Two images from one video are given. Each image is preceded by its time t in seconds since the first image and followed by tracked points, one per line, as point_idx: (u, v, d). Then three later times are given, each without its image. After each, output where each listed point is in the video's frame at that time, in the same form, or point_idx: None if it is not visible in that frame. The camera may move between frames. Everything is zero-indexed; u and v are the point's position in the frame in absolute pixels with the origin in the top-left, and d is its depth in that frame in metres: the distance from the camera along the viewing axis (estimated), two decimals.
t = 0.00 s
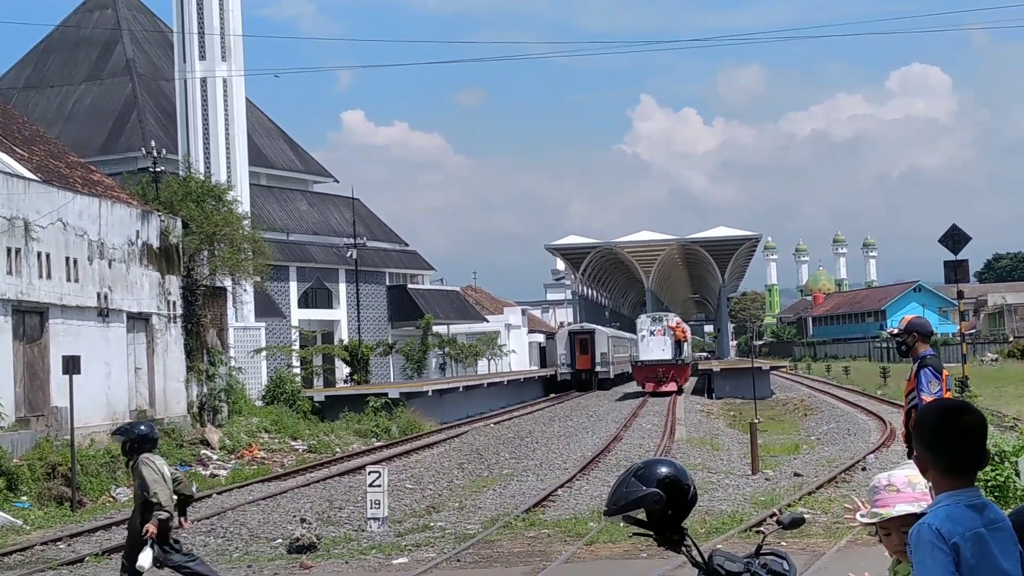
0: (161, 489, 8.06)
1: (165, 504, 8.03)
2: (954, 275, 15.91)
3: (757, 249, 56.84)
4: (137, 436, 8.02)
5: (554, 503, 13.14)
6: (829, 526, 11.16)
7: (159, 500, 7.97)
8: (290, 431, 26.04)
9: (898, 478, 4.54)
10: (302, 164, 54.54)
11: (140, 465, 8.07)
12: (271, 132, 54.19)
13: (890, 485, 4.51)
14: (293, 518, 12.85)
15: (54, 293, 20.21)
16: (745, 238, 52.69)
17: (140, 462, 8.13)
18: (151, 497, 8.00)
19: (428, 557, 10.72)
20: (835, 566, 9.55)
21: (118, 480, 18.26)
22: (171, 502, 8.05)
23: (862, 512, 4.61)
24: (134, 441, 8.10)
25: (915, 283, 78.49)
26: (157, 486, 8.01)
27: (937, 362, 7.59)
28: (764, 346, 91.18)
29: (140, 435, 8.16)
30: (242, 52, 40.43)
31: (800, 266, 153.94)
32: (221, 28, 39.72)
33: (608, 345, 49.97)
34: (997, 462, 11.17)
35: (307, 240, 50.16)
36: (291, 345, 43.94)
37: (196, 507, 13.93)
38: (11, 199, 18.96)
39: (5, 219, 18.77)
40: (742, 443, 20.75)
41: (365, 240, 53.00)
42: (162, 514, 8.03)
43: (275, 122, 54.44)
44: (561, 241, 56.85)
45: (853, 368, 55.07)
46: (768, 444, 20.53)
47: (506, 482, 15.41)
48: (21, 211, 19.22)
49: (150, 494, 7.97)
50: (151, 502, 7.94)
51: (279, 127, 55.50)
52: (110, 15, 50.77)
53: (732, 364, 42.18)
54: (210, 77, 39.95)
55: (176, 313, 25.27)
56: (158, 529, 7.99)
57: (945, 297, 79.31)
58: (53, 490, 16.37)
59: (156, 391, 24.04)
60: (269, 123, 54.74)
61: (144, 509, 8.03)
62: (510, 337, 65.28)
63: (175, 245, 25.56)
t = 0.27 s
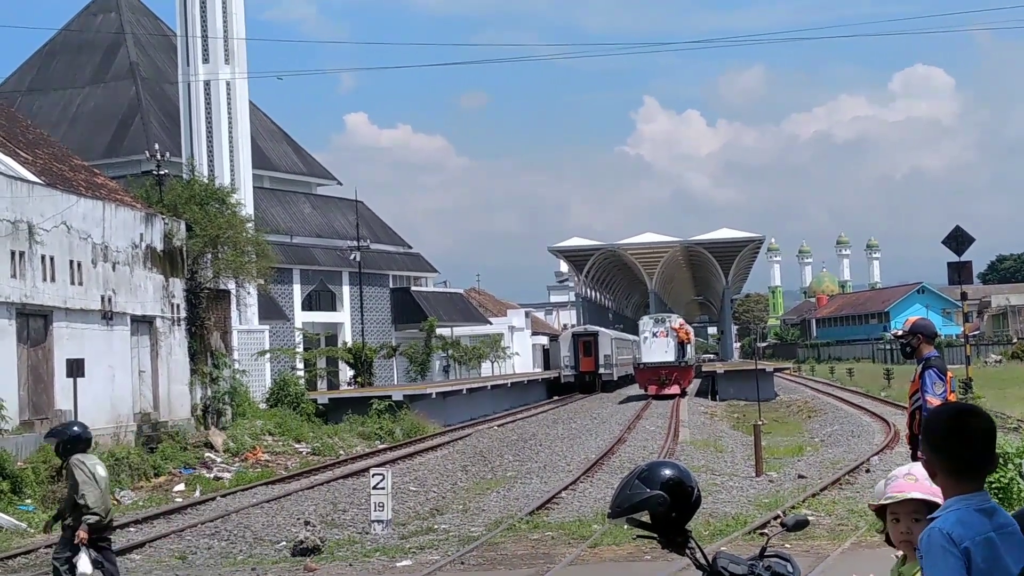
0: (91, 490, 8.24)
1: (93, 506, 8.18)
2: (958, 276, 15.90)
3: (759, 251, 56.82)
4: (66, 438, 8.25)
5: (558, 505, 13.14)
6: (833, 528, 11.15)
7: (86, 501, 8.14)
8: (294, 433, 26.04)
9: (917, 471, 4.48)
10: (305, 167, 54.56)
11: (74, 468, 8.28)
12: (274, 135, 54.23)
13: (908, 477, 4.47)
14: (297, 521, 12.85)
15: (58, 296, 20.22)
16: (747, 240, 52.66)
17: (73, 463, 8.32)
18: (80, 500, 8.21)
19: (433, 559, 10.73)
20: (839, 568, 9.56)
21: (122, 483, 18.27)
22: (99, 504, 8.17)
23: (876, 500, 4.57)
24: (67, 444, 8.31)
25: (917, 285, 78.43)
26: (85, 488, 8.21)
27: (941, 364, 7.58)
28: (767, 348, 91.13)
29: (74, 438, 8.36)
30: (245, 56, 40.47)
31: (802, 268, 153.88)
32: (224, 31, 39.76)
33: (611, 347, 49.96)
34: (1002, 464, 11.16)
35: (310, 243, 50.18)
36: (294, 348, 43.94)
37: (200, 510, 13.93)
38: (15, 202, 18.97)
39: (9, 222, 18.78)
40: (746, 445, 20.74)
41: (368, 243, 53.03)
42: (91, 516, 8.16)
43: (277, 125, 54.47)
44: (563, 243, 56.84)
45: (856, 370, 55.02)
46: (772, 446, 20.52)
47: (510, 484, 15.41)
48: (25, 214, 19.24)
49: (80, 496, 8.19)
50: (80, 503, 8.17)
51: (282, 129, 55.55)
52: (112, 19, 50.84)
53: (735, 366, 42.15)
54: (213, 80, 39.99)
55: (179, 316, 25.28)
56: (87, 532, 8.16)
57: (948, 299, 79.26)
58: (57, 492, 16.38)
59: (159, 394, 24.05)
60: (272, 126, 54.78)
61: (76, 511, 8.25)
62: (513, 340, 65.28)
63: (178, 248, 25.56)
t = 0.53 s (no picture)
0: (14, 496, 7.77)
1: (19, 513, 7.76)
2: (958, 276, 15.89)
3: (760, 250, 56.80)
4: None
5: (559, 505, 13.14)
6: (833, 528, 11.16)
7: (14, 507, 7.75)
8: (294, 433, 26.05)
9: (924, 470, 4.47)
10: (305, 166, 54.54)
11: None
12: (274, 134, 54.22)
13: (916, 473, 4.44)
14: (297, 520, 12.86)
15: (59, 295, 20.22)
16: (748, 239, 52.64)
17: None
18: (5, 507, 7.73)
19: (433, 559, 10.73)
20: (839, 568, 9.57)
21: (123, 482, 18.27)
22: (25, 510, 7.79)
23: (877, 493, 4.52)
24: None
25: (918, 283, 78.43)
26: (12, 494, 7.74)
27: (942, 363, 7.58)
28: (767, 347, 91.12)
29: None
30: (246, 55, 40.46)
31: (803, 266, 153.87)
32: (225, 30, 39.75)
33: (611, 346, 49.95)
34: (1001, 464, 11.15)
35: (310, 241, 50.17)
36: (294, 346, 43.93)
37: (201, 509, 13.93)
38: (15, 201, 18.97)
39: (10, 221, 18.78)
40: (747, 445, 20.74)
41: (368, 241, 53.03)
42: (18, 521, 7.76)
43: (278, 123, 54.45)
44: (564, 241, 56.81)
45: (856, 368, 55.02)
46: (772, 445, 20.51)
47: (511, 484, 15.41)
48: (25, 213, 19.24)
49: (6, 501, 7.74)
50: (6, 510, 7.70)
51: (282, 128, 55.54)
52: (113, 17, 50.82)
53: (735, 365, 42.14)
54: (214, 79, 39.98)
55: (179, 314, 25.27)
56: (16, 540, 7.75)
57: (949, 298, 79.23)
58: (58, 492, 16.39)
59: (160, 392, 24.05)
60: (272, 124, 54.76)
61: None
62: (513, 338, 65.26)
63: (178, 247, 25.55)
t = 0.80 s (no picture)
0: None
1: None
2: (958, 274, 15.87)
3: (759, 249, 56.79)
4: None
5: (558, 504, 13.14)
6: (833, 526, 11.16)
7: None
8: (293, 431, 26.04)
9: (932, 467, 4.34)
10: (305, 164, 54.52)
11: None
12: (274, 132, 54.21)
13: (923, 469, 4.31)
14: (296, 519, 12.85)
15: (58, 294, 20.22)
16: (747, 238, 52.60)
17: None
18: None
19: (432, 557, 10.73)
20: (839, 568, 9.58)
21: (122, 481, 18.26)
22: None
23: (881, 487, 4.39)
24: None
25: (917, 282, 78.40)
26: None
27: (941, 363, 7.58)
28: (767, 346, 91.10)
29: None
30: (246, 53, 40.43)
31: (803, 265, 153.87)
32: (225, 28, 39.71)
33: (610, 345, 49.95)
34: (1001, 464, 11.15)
35: (309, 240, 50.15)
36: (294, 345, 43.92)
37: (201, 507, 13.93)
38: (15, 199, 18.96)
39: (9, 220, 18.77)
40: (746, 443, 20.73)
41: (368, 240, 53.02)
42: None
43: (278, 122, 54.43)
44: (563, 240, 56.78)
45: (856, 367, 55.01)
46: (772, 444, 20.50)
47: (510, 483, 15.41)
48: (25, 211, 19.24)
49: None
50: None
51: (282, 127, 55.53)
52: (112, 16, 50.80)
53: (735, 364, 42.13)
54: (213, 78, 39.96)
55: (179, 313, 25.27)
56: None
57: (948, 297, 79.21)
58: (57, 490, 16.38)
59: (160, 391, 24.05)
60: (272, 123, 54.75)
61: None
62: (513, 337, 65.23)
63: (178, 246, 25.54)
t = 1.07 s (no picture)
0: None
1: None
2: (958, 274, 15.86)
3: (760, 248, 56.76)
4: None
5: (558, 502, 13.15)
6: (833, 526, 11.16)
7: None
8: (294, 430, 26.06)
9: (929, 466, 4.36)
10: (305, 164, 54.54)
11: None
12: (274, 132, 54.22)
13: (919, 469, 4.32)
14: (296, 517, 12.86)
15: (58, 293, 20.22)
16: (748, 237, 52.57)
17: None
18: None
19: (432, 556, 10.73)
20: (838, 567, 9.60)
21: (122, 480, 18.27)
22: None
23: (880, 486, 4.40)
24: None
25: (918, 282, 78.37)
26: None
27: (940, 361, 7.58)
28: (768, 346, 91.11)
29: None
30: (246, 52, 40.42)
31: (803, 264, 153.85)
32: (225, 28, 39.70)
33: (611, 344, 49.96)
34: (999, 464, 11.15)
35: (309, 239, 50.15)
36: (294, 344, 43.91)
37: (201, 506, 13.94)
38: (15, 199, 18.96)
39: (9, 219, 18.77)
40: (746, 443, 20.73)
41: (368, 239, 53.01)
42: None
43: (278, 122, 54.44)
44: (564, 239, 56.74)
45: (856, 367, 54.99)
46: (772, 443, 20.49)
47: (510, 482, 15.40)
48: (25, 211, 19.24)
49: None
50: None
51: (282, 126, 55.51)
52: (113, 15, 50.79)
53: (735, 363, 42.15)
54: (213, 77, 39.96)
55: (179, 312, 25.27)
56: None
57: (948, 296, 79.21)
58: (57, 489, 16.37)
59: (160, 391, 24.05)
60: (272, 122, 54.74)
61: None
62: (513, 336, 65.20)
63: (178, 245, 25.54)
